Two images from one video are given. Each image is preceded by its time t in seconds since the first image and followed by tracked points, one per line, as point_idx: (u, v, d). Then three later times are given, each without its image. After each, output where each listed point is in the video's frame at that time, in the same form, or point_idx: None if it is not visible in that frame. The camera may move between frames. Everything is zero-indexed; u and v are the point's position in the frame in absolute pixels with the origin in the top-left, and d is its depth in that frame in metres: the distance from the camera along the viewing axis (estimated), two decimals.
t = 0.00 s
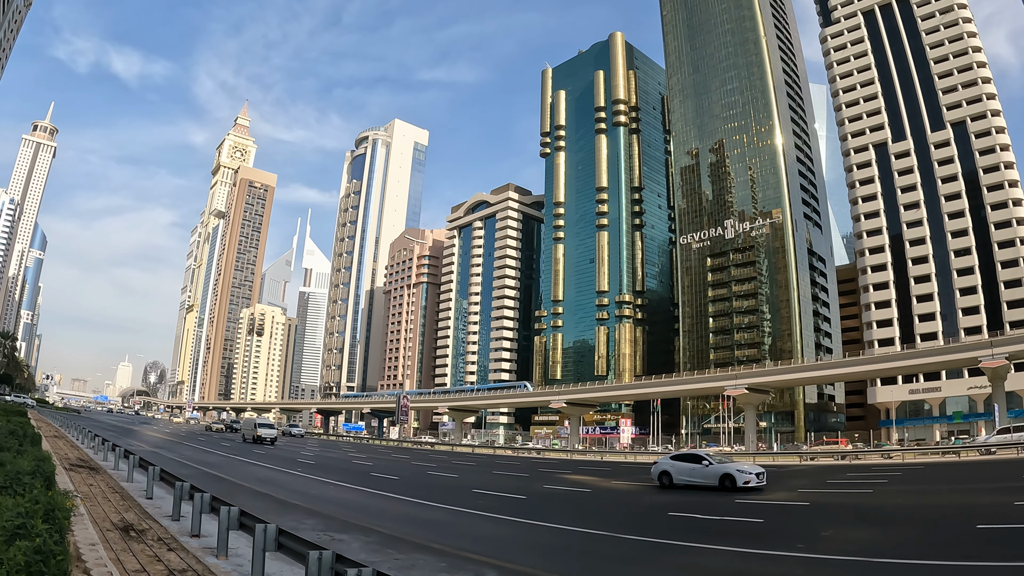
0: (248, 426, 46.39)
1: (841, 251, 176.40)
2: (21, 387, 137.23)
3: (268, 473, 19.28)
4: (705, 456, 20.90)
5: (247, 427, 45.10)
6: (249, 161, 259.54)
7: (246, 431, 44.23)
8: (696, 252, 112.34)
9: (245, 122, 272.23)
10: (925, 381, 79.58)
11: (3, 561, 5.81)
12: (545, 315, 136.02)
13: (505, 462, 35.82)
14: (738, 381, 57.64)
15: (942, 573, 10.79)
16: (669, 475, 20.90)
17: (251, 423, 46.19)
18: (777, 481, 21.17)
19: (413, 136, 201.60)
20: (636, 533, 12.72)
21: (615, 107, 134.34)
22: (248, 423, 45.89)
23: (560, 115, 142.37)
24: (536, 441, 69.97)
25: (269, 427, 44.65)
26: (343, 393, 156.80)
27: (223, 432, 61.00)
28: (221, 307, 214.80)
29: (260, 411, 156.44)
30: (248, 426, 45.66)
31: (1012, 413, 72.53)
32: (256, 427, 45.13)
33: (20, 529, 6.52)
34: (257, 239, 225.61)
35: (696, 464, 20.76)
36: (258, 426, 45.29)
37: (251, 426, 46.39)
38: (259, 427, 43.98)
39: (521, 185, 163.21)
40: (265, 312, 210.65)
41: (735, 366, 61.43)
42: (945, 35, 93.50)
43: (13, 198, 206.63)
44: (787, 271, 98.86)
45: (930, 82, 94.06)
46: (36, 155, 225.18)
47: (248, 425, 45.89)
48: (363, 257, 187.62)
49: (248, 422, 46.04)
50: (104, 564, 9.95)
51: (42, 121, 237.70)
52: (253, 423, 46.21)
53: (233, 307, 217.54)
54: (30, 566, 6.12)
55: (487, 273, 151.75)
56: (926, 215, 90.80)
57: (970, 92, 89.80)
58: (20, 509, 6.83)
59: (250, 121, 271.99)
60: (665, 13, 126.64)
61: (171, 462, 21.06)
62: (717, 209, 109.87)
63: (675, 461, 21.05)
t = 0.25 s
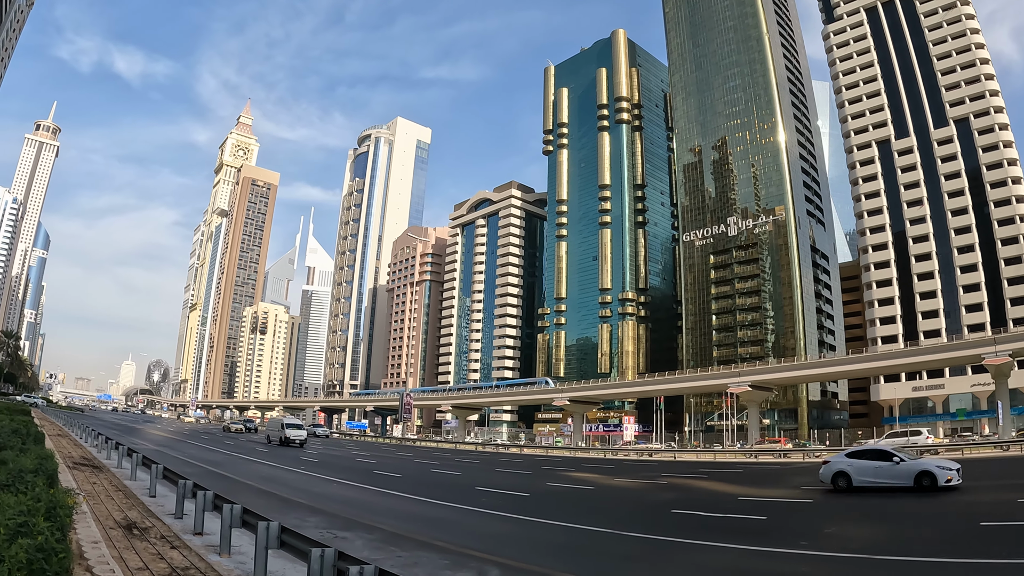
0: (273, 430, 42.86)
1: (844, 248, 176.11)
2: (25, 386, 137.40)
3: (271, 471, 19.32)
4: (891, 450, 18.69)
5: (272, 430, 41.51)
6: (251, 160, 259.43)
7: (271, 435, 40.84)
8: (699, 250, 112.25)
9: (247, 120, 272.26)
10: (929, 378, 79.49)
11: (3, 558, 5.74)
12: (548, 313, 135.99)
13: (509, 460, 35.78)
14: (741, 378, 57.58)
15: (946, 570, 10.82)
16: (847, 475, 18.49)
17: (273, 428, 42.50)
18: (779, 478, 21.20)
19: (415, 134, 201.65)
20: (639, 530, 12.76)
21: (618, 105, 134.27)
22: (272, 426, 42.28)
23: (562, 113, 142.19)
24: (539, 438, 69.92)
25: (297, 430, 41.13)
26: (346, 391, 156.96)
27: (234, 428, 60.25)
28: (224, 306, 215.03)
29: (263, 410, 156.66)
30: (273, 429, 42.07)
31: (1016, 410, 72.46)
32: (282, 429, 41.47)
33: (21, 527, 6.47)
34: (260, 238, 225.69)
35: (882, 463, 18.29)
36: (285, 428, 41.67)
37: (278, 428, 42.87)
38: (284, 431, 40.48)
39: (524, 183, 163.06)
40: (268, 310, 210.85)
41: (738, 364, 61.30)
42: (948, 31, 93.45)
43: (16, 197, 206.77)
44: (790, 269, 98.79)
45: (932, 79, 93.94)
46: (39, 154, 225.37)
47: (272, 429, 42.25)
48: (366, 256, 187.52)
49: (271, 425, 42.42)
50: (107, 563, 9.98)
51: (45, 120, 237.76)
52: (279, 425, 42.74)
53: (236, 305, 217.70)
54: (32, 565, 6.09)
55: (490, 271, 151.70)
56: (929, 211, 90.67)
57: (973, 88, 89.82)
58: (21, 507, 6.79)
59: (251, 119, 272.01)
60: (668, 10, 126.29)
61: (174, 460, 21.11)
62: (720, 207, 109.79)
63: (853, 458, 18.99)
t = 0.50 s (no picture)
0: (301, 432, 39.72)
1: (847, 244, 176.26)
2: (28, 384, 137.81)
3: (274, 469, 19.32)
4: None
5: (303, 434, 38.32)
6: (253, 158, 259.66)
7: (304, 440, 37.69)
8: (701, 246, 112.23)
9: (249, 118, 272.48)
10: (932, 374, 79.46)
11: (7, 556, 5.59)
12: (551, 310, 135.98)
13: (512, 457, 35.86)
14: (744, 374, 57.72)
15: (951, 565, 10.81)
16: None
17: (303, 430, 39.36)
18: (782, 473, 21.26)
19: (417, 132, 201.82)
20: (641, 527, 12.76)
21: (620, 101, 134.33)
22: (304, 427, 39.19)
23: (564, 109, 142.15)
24: (542, 435, 70.06)
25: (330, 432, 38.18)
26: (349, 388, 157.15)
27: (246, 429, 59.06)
28: (226, 304, 215.35)
29: (266, 407, 156.99)
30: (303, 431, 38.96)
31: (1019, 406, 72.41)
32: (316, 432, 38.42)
33: (24, 525, 6.41)
34: (262, 236, 225.89)
35: None
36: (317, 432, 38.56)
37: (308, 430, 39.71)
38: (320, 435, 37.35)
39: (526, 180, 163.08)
40: (271, 308, 211.10)
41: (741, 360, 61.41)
42: (950, 27, 93.35)
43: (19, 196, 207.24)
44: (793, 265, 98.73)
45: (934, 75, 93.78)
46: (42, 153, 225.89)
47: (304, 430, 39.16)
48: (368, 253, 187.48)
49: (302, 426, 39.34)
50: (109, 561, 9.96)
51: (47, 119, 238.08)
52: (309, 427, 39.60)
53: (239, 303, 217.97)
54: (35, 562, 5.95)
55: (492, 268, 151.75)
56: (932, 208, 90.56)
57: (975, 84, 89.76)
58: (24, 506, 6.74)
59: (253, 118, 272.28)
60: (669, 6, 126.23)
61: (176, 458, 21.16)
62: (723, 203, 109.73)
63: None
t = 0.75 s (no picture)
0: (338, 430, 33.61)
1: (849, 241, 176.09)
2: (31, 383, 138.03)
3: (277, 466, 19.34)
4: None
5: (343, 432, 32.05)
6: (255, 155, 259.85)
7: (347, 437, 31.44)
8: (703, 243, 112.15)
9: (251, 116, 272.72)
10: (934, 371, 79.42)
11: (10, 553, 5.50)
12: (553, 307, 135.88)
13: (516, 453, 35.81)
14: (746, 371, 57.65)
15: (954, 562, 10.80)
16: None
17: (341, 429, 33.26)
18: (784, 470, 21.24)
19: (419, 129, 201.78)
20: (644, 524, 12.76)
21: (622, 98, 134.28)
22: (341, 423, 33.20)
23: (565, 106, 142.06)
24: (545, 431, 70.10)
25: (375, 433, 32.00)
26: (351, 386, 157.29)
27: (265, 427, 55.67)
28: (229, 301, 215.61)
29: (269, 404, 157.24)
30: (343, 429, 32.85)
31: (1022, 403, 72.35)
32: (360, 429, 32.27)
33: (27, 523, 6.38)
34: (264, 233, 225.90)
35: None
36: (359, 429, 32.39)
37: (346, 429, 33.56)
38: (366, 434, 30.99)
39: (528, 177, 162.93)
40: (273, 305, 211.21)
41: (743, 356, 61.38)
42: (953, 23, 93.11)
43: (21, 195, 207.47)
44: (795, 262, 98.65)
45: (937, 71, 93.54)
46: (44, 152, 226.02)
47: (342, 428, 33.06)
48: (370, 250, 187.23)
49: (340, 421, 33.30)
50: (112, 559, 9.96)
51: (49, 118, 238.39)
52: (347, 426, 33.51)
53: (241, 301, 218.08)
54: (38, 560, 5.88)
55: (494, 265, 151.71)
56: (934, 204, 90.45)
57: (978, 80, 89.50)
58: (27, 504, 6.73)
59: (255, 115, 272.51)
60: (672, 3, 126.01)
61: (179, 456, 21.18)
62: (725, 199, 109.67)
63: None
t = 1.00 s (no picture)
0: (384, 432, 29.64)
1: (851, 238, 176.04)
2: (34, 382, 138.39)
3: (280, 464, 19.36)
4: None
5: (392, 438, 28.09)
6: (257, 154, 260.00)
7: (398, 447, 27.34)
8: (705, 240, 112.06)
9: (252, 114, 272.60)
10: (936, 367, 79.39)
11: (13, 551, 5.48)
12: (555, 304, 135.85)
13: (519, 450, 35.78)
14: (748, 368, 57.59)
15: (956, 558, 10.82)
16: None
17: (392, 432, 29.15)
18: (786, 468, 21.21)
19: (420, 126, 201.69)
20: (646, 520, 12.76)
21: (623, 95, 134.29)
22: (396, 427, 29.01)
23: (566, 103, 141.96)
24: (547, 428, 70.20)
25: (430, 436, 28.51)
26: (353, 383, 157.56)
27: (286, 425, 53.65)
28: (231, 299, 215.88)
29: (272, 402, 157.57)
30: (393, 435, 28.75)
31: None
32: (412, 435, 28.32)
33: (30, 520, 6.38)
34: (266, 232, 226.09)
35: None
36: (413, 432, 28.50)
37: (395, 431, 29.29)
38: (420, 439, 27.59)
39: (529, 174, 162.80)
40: (275, 303, 211.51)
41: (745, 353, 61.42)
42: (954, 19, 92.97)
43: (23, 194, 207.60)
44: (797, 258, 98.52)
45: (938, 67, 93.41)
46: (45, 150, 226.20)
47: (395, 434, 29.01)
48: (372, 248, 187.32)
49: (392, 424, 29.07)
50: (114, 556, 9.99)
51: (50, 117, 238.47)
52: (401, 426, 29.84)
53: (243, 299, 218.30)
54: (42, 559, 5.88)
55: (496, 263, 151.65)
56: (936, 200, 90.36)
57: (980, 76, 89.40)
58: (31, 502, 6.74)
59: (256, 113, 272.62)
60: None
61: (182, 454, 21.22)
62: (727, 196, 109.59)
63: None
